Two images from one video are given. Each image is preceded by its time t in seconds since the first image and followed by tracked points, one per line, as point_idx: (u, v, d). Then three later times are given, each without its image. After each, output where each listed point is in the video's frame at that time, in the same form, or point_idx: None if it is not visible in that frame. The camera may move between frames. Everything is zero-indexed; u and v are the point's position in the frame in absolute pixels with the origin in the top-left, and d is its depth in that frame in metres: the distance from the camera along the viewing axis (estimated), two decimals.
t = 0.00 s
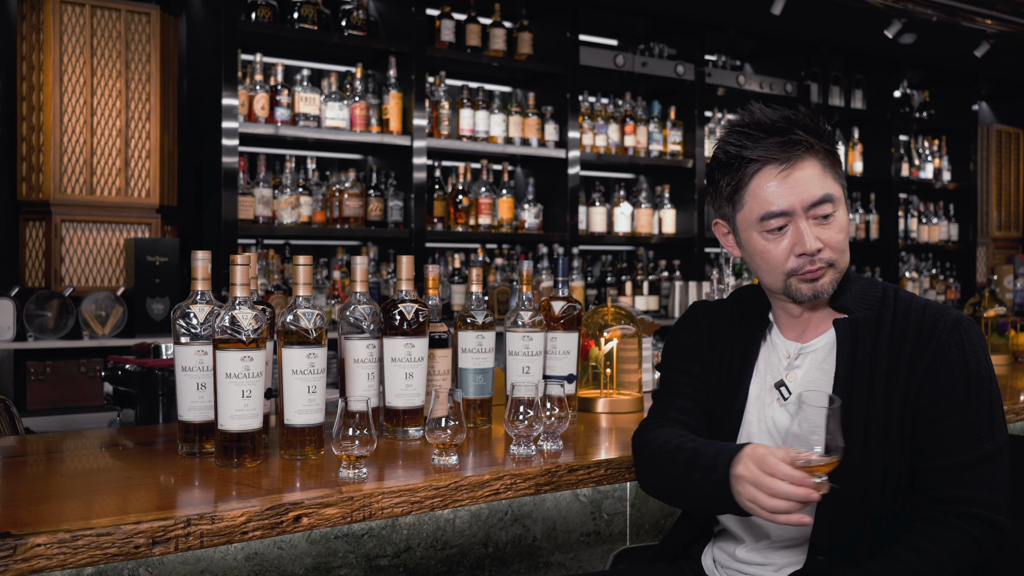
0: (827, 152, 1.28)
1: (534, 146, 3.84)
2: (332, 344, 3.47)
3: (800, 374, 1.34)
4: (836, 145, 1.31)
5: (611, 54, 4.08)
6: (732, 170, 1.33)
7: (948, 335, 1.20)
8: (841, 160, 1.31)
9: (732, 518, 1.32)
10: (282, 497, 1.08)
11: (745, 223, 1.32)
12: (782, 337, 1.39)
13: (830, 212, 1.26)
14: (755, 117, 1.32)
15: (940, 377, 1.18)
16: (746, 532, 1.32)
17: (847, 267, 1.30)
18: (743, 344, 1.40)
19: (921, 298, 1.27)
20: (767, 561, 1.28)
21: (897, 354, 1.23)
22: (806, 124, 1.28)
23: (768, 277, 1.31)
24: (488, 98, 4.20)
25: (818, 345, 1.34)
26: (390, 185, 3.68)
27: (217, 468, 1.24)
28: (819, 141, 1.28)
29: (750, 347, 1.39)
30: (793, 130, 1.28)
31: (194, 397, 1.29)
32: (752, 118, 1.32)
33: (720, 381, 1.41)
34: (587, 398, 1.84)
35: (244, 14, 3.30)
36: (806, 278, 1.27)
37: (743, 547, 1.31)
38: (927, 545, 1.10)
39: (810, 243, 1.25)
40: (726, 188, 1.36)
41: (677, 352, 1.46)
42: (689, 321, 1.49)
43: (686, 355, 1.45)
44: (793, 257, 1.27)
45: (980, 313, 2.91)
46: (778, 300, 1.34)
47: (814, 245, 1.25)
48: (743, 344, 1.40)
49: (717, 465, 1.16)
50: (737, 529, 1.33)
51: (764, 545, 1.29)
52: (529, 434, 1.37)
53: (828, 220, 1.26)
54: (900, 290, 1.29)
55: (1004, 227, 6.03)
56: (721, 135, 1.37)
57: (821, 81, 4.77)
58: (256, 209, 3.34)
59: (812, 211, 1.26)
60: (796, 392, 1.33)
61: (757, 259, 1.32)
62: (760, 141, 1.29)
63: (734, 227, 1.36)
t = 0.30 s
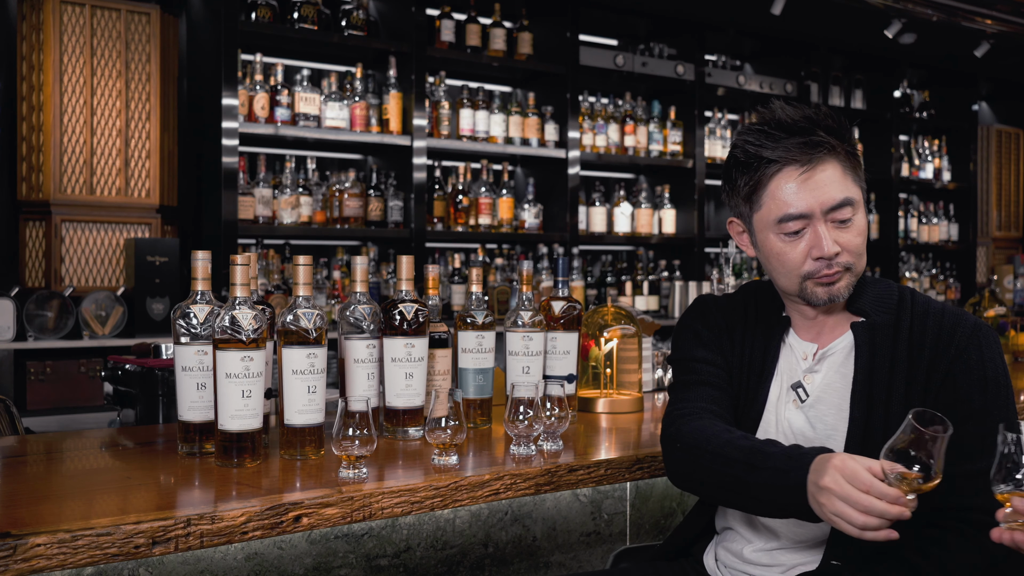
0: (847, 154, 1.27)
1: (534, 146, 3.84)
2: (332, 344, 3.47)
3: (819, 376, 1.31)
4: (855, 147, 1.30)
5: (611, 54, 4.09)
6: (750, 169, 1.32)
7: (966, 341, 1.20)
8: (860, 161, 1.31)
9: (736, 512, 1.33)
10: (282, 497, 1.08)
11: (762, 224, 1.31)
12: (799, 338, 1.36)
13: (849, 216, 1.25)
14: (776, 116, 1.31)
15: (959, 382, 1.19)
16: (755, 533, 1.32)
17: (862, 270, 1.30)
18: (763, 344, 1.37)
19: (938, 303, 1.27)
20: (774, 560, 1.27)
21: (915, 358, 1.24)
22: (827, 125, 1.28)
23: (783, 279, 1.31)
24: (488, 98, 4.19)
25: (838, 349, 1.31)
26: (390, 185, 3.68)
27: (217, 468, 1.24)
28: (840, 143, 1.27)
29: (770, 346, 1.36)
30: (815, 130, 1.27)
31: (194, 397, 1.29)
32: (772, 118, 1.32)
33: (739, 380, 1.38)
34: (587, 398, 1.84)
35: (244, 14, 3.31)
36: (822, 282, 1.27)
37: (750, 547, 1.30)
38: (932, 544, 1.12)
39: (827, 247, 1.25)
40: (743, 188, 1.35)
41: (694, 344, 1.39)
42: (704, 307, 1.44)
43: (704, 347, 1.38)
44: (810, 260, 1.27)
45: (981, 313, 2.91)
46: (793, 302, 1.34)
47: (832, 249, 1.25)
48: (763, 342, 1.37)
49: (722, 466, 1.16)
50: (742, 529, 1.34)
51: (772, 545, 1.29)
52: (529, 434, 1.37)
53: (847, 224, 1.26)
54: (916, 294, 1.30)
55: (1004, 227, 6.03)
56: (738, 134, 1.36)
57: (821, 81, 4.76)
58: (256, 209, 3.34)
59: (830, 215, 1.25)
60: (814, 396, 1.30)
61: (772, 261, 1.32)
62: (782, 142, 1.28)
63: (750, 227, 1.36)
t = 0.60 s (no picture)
0: (863, 156, 1.26)
1: (534, 146, 3.84)
2: (332, 344, 3.47)
3: (830, 381, 1.30)
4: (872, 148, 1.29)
5: (611, 54, 4.09)
6: (765, 171, 1.32)
7: (980, 349, 1.22)
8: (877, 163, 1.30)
9: (743, 520, 1.32)
10: (282, 497, 1.08)
11: (775, 227, 1.31)
12: (809, 341, 1.36)
13: (863, 221, 1.25)
14: (793, 117, 1.31)
15: (971, 390, 1.21)
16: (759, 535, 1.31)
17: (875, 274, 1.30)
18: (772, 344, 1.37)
19: (950, 308, 1.29)
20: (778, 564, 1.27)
21: (928, 363, 1.25)
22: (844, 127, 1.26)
23: (795, 282, 1.31)
24: (488, 98, 4.20)
25: (850, 353, 1.31)
26: (390, 185, 3.68)
27: (217, 468, 1.24)
28: (856, 147, 1.26)
29: (780, 350, 1.36)
30: (832, 133, 1.26)
31: (194, 396, 1.29)
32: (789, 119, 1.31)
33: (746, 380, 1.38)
34: (587, 398, 1.84)
35: (244, 14, 3.31)
36: (835, 286, 1.28)
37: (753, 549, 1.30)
38: (936, 547, 1.13)
39: (840, 253, 1.25)
40: (757, 188, 1.34)
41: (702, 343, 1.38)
42: (715, 307, 1.43)
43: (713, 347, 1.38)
44: (823, 264, 1.27)
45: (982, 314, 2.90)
46: (804, 304, 1.35)
47: (845, 255, 1.25)
48: (772, 344, 1.37)
49: (725, 468, 1.17)
50: (748, 532, 1.33)
51: (777, 548, 1.29)
52: (529, 434, 1.37)
53: (861, 229, 1.26)
54: (927, 296, 1.31)
55: (1004, 227, 6.03)
56: (754, 133, 1.35)
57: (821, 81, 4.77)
58: (256, 209, 3.34)
59: (845, 219, 1.25)
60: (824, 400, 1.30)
61: (784, 263, 1.32)
62: (798, 145, 1.28)
63: (762, 228, 1.36)
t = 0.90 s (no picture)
0: (861, 159, 1.25)
1: (534, 146, 3.84)
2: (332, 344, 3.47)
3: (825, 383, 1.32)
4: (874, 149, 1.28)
5: (611, 54, 4.09)
6: (760, 167, 1.32)
7: (979, 351, 1.18)
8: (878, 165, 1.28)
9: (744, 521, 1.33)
10: (282, 497, 1.08)
11: (767, 223, 1.32)
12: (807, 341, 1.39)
13: (852, 225, 1.25)
14: (792, 115, 1.30)
15: (967, 391, 1.17)
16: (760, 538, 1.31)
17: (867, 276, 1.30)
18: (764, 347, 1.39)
19: (954, 314, 1.26)
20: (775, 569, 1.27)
21: (926, 366, 1.23)
22: (841, 127, 1.26)
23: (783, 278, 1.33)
24: (488, 98, 4.20)
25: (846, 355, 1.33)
26: (390, 185, 3.68)
27: (217, 468, 1.24)
28: (853, 148, 1.25)
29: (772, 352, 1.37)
30: (826, 134, 1.25)
31: (194, 396, 1.28)
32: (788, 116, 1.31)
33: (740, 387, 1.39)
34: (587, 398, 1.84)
35: (244, 14, 3.31)
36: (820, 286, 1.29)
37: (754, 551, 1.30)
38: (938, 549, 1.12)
39: (824, 255, 1.26)
40: (752, 182, 1.35)
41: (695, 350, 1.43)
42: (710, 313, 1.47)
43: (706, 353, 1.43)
44: (809, 263, 1.28)
45: (981, 314, 2.89)
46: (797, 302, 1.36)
47: (830, 257, 1.26)
48: (764, 347, 1.39)
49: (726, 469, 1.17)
50: (749, 535, 1.33)
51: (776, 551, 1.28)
52: (529, 434, 1.37)
53: (850, 233, 1.25)
54: (931, 302, 1.29)
55: (1004, 227, 6.03)
56: (755, 127, 1.35)
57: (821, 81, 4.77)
58: (256, 209, 3.34)
59: (833, 222, 1.25)
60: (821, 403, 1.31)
61: (774, 259, 1.33)
62: (791, 143, 1.28)
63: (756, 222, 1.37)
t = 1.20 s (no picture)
0: (814, 172, 1.26)
1: (534, 146, 3.84)
2: (332, 344, 3.47)
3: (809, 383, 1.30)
4: (837, 158, 1.28)
5: (611, 54, 4.09)
6: (728, 180, 1.37)
7: (964, 350, 1.18)
8: (845, 175, 1.28)
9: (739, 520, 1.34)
10: (283, 497, 1.08)
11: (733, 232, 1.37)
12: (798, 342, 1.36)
13: (804, 237, 1.27)
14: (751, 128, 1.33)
15: (952, 394, 1.16)
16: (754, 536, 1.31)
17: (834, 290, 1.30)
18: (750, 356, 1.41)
19: (942, 313, 1.25)
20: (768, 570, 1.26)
21: (911, 365, 1.22)
22: (790, 141, 1.27)
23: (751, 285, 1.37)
24: (488, 98, 4.20)
25: (830, 357, 1.31)
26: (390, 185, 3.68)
27: (217, 468, 1.24)
28: (802, 162, 1.26)
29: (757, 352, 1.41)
30: (780, 147, 1.28)
31: (194, 397, 1.29)
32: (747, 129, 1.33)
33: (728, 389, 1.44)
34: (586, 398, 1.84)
35: (244, 14, 3.30)
36: (780, 296, 1.31)
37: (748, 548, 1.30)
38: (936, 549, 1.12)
39: (775, 266, 1.29)
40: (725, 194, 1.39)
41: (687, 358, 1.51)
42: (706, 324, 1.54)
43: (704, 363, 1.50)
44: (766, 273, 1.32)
45: (980, 314, 2.89)
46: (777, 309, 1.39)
47: (781, 268, 1.28)
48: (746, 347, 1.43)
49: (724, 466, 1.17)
50: (745, 533, 1.33)
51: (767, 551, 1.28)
52: (529, 434, 1.37)
53: (804, 244, 1.27)
54: (920, 302, 1.28)
55: (1004, 227, 6.03)
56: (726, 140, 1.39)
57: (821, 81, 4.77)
58: (256, 209, 3.34)
59: (786, 234, 1.28)
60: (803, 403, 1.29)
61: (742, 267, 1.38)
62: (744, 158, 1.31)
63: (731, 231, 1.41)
